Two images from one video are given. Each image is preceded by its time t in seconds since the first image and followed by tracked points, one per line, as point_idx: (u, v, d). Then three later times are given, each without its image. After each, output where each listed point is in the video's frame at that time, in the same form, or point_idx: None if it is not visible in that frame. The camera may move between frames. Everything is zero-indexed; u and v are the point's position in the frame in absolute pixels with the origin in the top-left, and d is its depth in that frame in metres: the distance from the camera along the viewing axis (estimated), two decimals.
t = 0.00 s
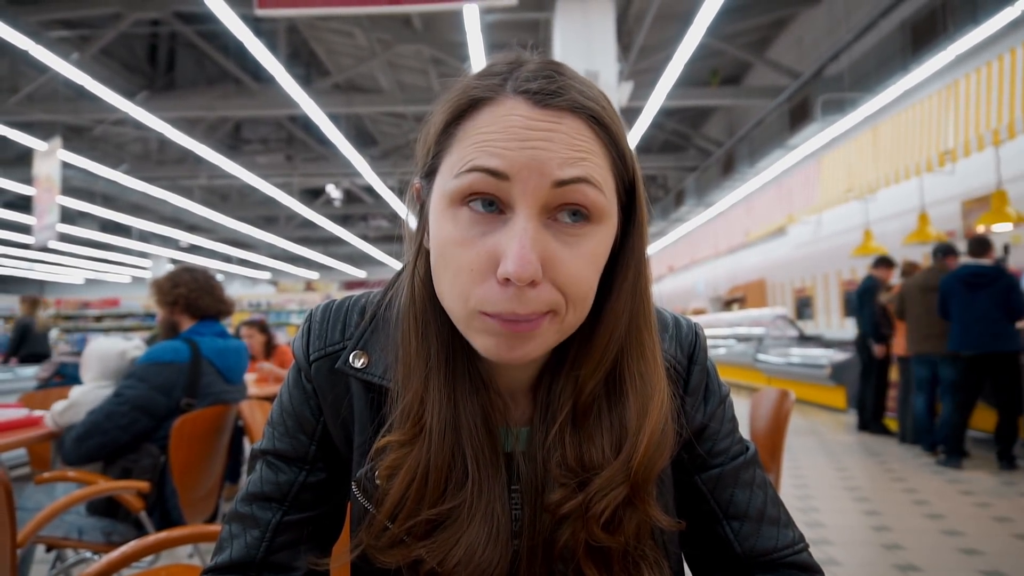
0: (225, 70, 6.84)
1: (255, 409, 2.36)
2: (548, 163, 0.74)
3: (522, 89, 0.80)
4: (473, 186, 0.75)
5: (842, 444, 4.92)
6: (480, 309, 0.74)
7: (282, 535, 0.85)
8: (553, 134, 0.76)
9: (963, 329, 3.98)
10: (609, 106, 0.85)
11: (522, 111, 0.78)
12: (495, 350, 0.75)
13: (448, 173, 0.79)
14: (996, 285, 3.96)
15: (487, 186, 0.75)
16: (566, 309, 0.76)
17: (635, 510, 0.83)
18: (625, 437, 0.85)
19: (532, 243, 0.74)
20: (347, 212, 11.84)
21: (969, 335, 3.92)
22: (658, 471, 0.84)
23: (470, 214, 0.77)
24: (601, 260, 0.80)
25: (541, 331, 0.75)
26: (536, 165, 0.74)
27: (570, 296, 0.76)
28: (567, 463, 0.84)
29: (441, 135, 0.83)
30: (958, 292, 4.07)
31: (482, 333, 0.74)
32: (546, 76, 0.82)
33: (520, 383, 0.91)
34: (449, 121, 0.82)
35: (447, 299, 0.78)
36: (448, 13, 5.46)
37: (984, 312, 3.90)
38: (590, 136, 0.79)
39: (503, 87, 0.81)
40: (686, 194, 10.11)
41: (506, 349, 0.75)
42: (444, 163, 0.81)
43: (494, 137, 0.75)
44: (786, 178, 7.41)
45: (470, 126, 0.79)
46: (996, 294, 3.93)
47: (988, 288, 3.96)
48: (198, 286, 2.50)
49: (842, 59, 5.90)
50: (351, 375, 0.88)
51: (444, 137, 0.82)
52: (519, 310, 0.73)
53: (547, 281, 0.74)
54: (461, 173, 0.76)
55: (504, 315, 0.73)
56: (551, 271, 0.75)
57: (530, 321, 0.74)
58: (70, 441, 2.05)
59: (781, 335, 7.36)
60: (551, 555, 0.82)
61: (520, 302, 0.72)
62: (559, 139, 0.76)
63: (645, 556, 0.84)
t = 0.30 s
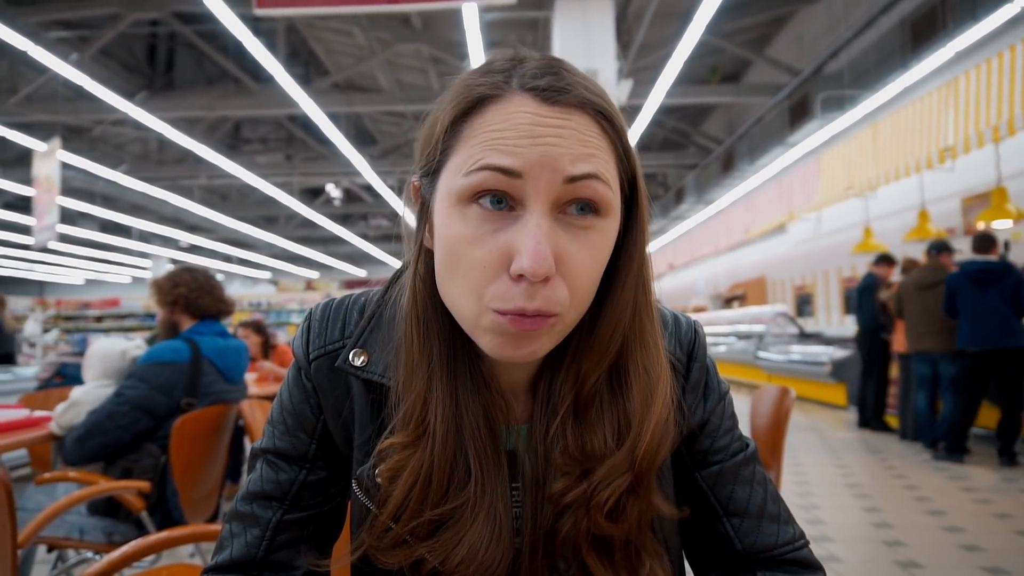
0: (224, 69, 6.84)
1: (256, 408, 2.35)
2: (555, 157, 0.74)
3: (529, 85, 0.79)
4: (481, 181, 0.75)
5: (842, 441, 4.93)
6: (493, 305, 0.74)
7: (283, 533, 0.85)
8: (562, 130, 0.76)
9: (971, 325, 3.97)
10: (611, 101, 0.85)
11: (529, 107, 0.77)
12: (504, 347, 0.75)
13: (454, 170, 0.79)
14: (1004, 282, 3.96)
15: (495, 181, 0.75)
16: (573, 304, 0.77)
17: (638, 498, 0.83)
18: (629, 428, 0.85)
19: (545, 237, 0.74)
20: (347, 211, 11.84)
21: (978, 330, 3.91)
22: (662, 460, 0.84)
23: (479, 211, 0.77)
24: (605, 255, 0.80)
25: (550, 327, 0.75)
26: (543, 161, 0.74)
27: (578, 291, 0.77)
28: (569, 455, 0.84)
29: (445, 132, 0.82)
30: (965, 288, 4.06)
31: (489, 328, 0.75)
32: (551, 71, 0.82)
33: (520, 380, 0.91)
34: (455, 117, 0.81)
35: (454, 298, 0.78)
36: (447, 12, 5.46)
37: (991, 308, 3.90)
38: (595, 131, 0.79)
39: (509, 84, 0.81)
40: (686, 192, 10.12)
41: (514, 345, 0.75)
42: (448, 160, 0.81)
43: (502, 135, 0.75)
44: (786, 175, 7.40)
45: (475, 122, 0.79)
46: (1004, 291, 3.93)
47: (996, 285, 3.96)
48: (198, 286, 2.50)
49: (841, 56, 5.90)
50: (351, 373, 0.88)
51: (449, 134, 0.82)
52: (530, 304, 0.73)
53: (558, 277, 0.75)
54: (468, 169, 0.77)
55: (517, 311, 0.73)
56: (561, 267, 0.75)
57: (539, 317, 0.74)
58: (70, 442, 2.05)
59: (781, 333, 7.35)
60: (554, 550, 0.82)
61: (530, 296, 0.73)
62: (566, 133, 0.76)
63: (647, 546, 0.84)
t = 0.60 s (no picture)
0: (224, 62, 6.83)
1: (256, 403, 2.35)
2: (553, 151, 0.74)
3: (512, 77, 0.79)
4: (482, 175, 0.75)
5: (841, 436, 4.94)
6: (500, 300, 0.74)
7: (285, 527, 0.85)
8: (550, 119, 0.75)
9: (974, 321, 3.97)
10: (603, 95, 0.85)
11: (516, 99, 0.76)
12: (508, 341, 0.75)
13: (453, 164, 0.78)
14: (1007, 278, 3.95)
15: (495, 175, 0.75)
16: (577, 296, 0.77)
17: (639, 481, 0.83)
18: (627, 418, 0.85)
19: (548, 231, 0.74)
20: (347, 206, 11.84)
21: (981, 325, 3.91)
22: (661, 440, 0.84)
23: (477, 207, 0.76)
24: (604, 248, 0.80)
25: (556, 320, 0.75)
26: (542, 155, 0.74)
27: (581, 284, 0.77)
28: (568, 445, 0.84)
29: (434, 133, 0.82)
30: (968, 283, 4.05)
31: (501, 328, 0.74)
32: (535, 62, 0.82)
33: (519, 375, 0.90)
34: (448, 112, 0.81)
35: (458, 296, 0.78)
36: (447, 6, 5.44)
37: (994, 304, 3.89)
38: (589, 123, 0.79)
39: (493, 78, 0.80)
40: (686, 187, 10.11)
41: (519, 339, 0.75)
42: (446, 155, 0.80)
43: (493, 130, 0.75)
44: (787, 171, 7.39)
45: (469, 116, 0.79)
46: (1007, 286, 3.93)
47: (999, 281, 3.95)
48: (198, 280, 2.51)
49: (843, 50, 5.88)
50: (351, 368, 0.87)
51: (439, 132, 0.81)
52: (537, 297, 0.73)
53: (562, 270, 0.75)
54: (467, 163, 0.76)
55: (525, 305, 0.73)
56: (564, 260, 0.75)
57: (546, 311, 0.74)
58: (72, 435, 2.05)
59: (781, 328, 7.35)
60: (557, 541, 0.82)
61: (536, 288, 0.73)
62: (560, 125, 0.75)
63: (650, 536, 0.84)
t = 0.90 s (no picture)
0: (225, 62, 6.84)
1: (257, 403, 2.35)
2: (564, 151, 0.75)
3: (542, 82, 0.79)
4: (499, 178, 0.75)
5: (841, 437, 4.95)
6: (511, 304, 0.74)
7: (286, 526, 0.85)
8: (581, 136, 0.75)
9: (975, 323, 3.97)
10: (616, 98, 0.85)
11: (538, 102, 0.76)
12: (518, 341, 0.75)
13: (467, 163, 0.78)
14: (1008, 280, 3.95)
15: (514, 179, 0.75)
16: (587, 297, 0.77)
17: (637, 486, 0.83)
18: (628, 418, 0.85)
19: (563, 236, 0.75)
20: (348, 206, 11.86)
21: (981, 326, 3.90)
22: (662, 442, 0.85)
23: (490, 206, 0.76)
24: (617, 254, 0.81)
25: (567, 323, 0.76)
26: (565, 163, 0.74)
27: (589, 285, 0.77)
28: (570, 445, 0.84)
29: (455, 125, 0.81)
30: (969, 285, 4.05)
31: (511, 325, 0.74)
32: (559, 68, 0.82)
33: (521, 375, 0.91)
34: (463, 110, 0.80)
35: (467, 296, 0.78)
36: (448, 6, 5.45)
37: (995, 306, 3.89)
38: (611, 134, 0.80)
39: (518, 81, 0.80)
40: (687, 188, 10.11)
41: (531, 339, 0.75)
42: (459, 154, 0.81)
43: (514, 132, 0.75)
44: (789, 171, 7.38)
45: (483, 115, 0.79)
46: (1007, 288, 3.93)
47: (999, 282, 3.95)
48: (200, 279, 2.51)
49: (845, 51, 5.89)
50: (354, 368, 0.87)
51: (457, 127, 0.81)
52: (548, 297, 0.73)
53: (571, 270, 0.75)
54: (482, 164, 0.76)
55: (535, 305, 0.74)
56: (573, 260, 0.75)
57: (557, 313, 0.75)
58: (73, 434, 2.05)
59: (782, 329, 7.29)
60: (555, 540, 0.82)
61: (547, 289, 0.73)
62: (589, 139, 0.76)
63: (648, 537, 0.85)
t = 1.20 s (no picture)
0: (225, 64, 6.85)
1: (256, 405, 2.34)
2: (568, 150, 0.75)
3: (536, 77, 0.80)
4: (502, 173, 0.75)
5: (839, 441, 4.95)
6: (516, 296, 0.74)
7: (285, 529, 0.85)
8: (574, 122, 0.76)
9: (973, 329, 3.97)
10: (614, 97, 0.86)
11: (538, 99, 0.77)
12: (524, 336, 0.75)
13: (469, 161, 0.79)
14: (1005, 285, 3.95)
15: (516, 172, 0.75)
16: (591, 293, 0.77)
17: (637, 481, 0.83)
18: (628, 417, 0.86)
19: (566, 229, 0.75)
20: (347, 208, 11.88)
21: (979, 332, 3.90)
22: (661, 443, 0.85)
23: (495, 204, 0.77)
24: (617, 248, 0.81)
25: (571, 316, 0.76)
26: (562, 154, 0.75)
27: (594, 281, 0.77)
28: (570, 443, 0.85)
29: (455, 125, 0.82)
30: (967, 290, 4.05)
31: (515, 320, 0.75)
32: (556, 66, 0.83)
33: (521, 376, 0.91)
34: (463, 110, 0.81)
35: (469, 293, 0.78)
36: (449, 9, 5.46)
37: (992, 312, 3.90)
38: (605, 126, 0.80)
39: (513, 78, 0.81)
40: (686, 192, 10.12)
41: (536, 335, 0.75)
42: (461, 153, 0.81)
43: (515, 129, 0.76)
44: (788, 175, 7.40)
45: (485, 114, 0.79)
46: (1004, 293, 3.93)
47: (996, 288, 3.95)
48: (199, 281, 2.51)
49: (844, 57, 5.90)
50: (354, 371, 0.87)
51: (459, 126, 0.81)
52: (554, 292, 0.74)
53: (577, 267, 0.75)
54: (486, 161, 0.76)
55: (542, 300, 0.74)
56: (579, 257, 0.76)
57: (562, 305, 0.75)
58: (71, 435, 2.05)
59: (781, 334, 7.34)
60: (556, 541, 0.82)
61: (553, 284, 0.73)
62: (581, 128, 0.76)
63: (649, 538, 0.84)
